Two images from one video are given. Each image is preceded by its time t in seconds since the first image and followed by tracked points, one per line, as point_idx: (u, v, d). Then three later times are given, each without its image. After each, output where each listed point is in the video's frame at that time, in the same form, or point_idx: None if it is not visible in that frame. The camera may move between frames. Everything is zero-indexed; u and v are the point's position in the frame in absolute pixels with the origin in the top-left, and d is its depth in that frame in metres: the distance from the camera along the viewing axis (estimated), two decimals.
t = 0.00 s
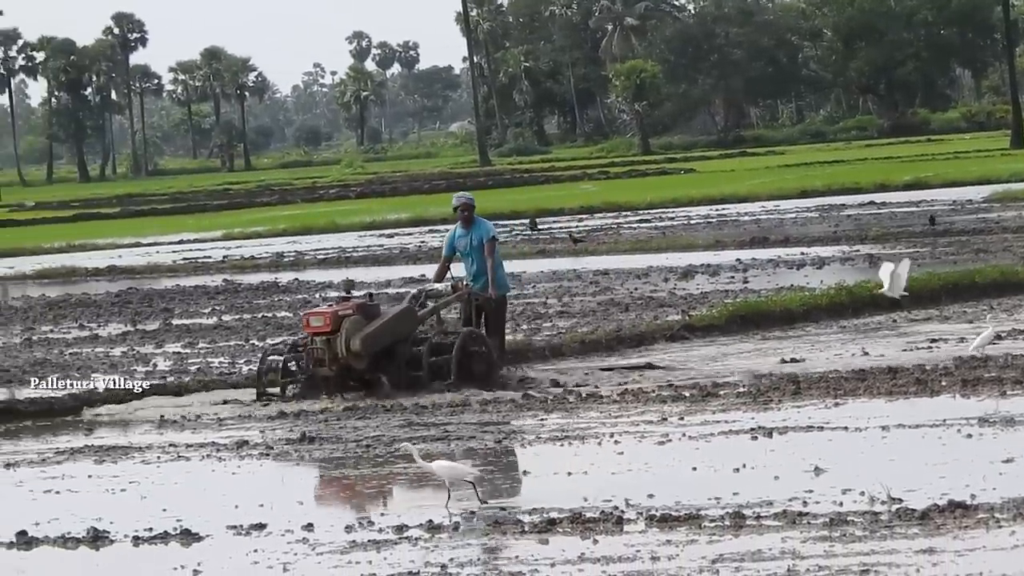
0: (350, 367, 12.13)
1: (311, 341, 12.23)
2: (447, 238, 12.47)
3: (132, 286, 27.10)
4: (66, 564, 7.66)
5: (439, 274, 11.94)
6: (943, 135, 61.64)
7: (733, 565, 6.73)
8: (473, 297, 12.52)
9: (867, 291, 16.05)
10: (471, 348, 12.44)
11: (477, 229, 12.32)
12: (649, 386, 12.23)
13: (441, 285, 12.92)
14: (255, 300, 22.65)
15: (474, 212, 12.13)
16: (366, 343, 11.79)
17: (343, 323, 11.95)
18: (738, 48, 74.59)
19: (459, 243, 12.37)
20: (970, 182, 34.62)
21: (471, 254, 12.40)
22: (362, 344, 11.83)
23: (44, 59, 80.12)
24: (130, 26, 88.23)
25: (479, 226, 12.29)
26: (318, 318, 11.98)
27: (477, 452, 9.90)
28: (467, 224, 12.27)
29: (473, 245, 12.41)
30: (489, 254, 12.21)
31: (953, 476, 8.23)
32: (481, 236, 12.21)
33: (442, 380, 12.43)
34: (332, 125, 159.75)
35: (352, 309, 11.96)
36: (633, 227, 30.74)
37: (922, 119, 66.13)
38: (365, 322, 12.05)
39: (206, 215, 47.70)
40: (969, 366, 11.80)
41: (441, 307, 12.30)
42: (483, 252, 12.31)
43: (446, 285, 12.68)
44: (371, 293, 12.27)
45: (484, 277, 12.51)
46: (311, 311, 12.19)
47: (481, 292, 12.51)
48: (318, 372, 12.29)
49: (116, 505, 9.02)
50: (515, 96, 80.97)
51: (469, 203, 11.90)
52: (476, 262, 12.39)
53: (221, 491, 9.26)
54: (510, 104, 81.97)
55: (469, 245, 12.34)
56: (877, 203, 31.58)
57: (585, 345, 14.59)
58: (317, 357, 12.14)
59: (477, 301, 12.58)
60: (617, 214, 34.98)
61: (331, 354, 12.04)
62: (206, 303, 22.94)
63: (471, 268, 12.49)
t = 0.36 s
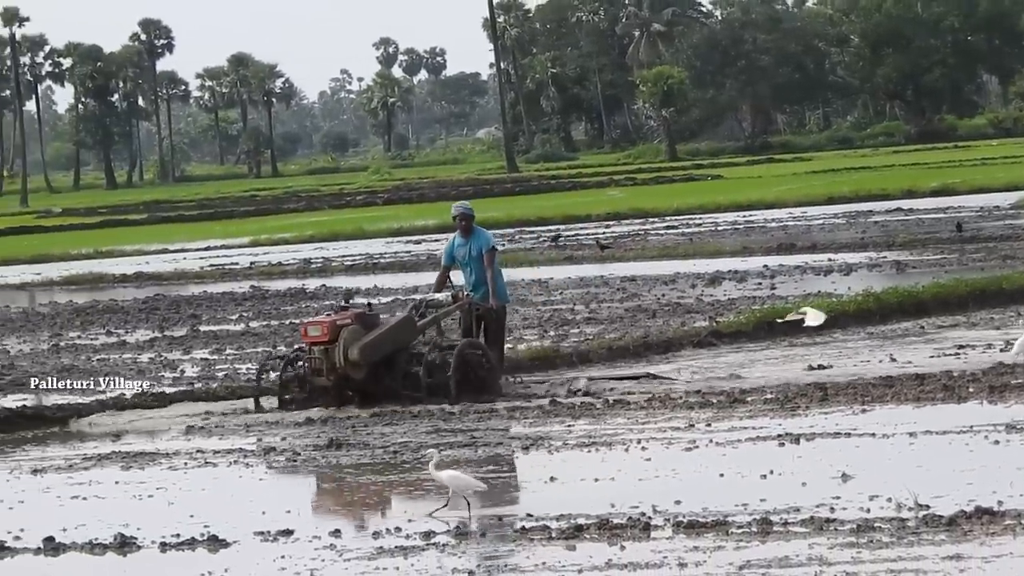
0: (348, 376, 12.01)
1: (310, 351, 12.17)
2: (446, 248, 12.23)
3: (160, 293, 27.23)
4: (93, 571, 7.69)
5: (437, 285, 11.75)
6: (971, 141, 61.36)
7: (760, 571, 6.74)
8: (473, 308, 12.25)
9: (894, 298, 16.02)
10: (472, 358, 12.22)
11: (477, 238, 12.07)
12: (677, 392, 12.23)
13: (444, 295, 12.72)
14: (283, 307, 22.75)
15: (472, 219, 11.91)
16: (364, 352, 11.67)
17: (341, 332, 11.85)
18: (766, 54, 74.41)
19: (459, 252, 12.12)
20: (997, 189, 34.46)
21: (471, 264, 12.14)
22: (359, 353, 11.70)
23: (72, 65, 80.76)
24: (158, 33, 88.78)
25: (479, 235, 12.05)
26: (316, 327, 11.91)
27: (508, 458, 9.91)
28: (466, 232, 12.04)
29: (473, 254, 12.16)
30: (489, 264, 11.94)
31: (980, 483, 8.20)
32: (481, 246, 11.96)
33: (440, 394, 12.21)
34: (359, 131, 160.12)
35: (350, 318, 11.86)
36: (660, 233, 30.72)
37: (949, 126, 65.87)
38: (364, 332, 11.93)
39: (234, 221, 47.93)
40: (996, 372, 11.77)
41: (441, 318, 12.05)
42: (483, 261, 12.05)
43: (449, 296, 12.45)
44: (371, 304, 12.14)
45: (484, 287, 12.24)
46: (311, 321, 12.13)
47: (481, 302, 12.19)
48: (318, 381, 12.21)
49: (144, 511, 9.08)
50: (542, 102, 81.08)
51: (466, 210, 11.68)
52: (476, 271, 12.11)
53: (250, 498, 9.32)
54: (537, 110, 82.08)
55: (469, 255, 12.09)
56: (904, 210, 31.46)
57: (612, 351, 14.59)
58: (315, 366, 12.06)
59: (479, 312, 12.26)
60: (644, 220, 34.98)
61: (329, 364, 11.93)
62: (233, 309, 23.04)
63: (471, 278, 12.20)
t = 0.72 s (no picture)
0: (342, 385, 11.83)
1: (302, 358, 11.95)
2: (440, 256, 12.36)
3: (184, 297, 27.35)
4: (117, 575, 7.73)
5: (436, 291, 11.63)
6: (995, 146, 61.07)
7: None
8: (468, 317, 12.32)
9: (918, 302, 15.99)
10: (466, 366, 12.14)
11: (472, 246, 12.21)
12: (699, 397, 12.24)
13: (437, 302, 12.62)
14: (306, 311, 22.82)
15: (469, 226, 12.06)
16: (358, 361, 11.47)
17: (336, 340, 11.64)
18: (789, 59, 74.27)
19: (455, 259, 12.24)
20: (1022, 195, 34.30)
21: (464, 273, 12.31)
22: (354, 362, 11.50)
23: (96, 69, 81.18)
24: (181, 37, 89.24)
25: (474, 243, 12.20)
26: (309, 335, 11.68)
27: (530, 463, 9.93)
28: (462, 241, 12.18)
29: (467, 263, 12.32)
30: (483, 273, 12.10)
31: (1003, 488, 8.19)
32: (475, 254, 12.11)
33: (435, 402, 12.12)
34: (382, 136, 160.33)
35: (344, 326, 11.65)
36: (683, 238, 30.69)
37: (972, 131, 65.60)
38: (358, 340, 11.73)
39: (257, 225, 48.10)
40: (1020, 378, 11.73)
41: (438, 326, 12.01)
42: (477, 271, 12.23)
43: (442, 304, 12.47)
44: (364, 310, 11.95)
45: (478, 295, 12.37)
46: (302, 327, 11.89)
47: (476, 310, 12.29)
48: (310, 390, 12.02)
49: (167, 515, 9.14)
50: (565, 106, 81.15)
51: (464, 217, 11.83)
52: (471, 278, 12.25)
53: (273, 503, 9.37)
54: (560, 114, 82.13)
55: (464, 262, 12.23)
56: (928, 215, 31.36)
57: (635, 356, 14.60)
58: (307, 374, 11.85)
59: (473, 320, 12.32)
60: (667, 225, 34.95)
61: (321, 372, 11.74)
62: (255, 314, 23.11)
63: (466, 286, 12.33)
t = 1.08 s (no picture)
0: (336, 395, 11.87)
1: (297, 369, 12.00)
2: (434, 264, 12.17)
3: (209, 304, 27.45)
4: None
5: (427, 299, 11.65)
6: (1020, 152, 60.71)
7: None
8: (463, 325, 12.23)
9: (943, 309, 15.93)
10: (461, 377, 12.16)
11: (467, 254, 12.00)
12: (723, 403, 12.23)
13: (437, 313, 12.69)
14: (330, 319, 22.87)
15: (461, 235, 11.84)
16: (351, 369, 11.54)
17: (329, 350, 11.73)
18: (814, 66, 74.10)
19: (448, 268, 12.07)
20: None
21: (459, 280, 12.13)
22: (346, 372, 11.55)
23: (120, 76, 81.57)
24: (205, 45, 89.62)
25: (469, 252, 11.97)
26: (302, 345, 11.76)
27: (555, 470, 9.94)
28: (455, 251, 11.95)
29: (461, 270, 12.13)
30: (476, 282, 11.92)
31: None
32: (469, 263, 11.91)
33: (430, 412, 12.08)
34: (407, 144, 160.49)
35: (337, 335, 11.75)
36: (707, 245, 30.67)
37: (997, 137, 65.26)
38: (352, 349, 11.83)
39: (282, 233, 48.26)
40: None
41: (430, 335, 12.01)
42: (471, 278, 12.03)
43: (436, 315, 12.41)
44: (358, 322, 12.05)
45: (472, 303, 12.26)
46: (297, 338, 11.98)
47: (469, 318, 12.21)
48: (304, 401, 12.05)
49: (192, 523, 9.18)
50: (589, 114, 81.11)
51: (455, 227, 11.62)
52: (464, 287, 12.09)
53: (299, 509, 9.39)
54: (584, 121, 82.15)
55: (457, 271, 12.03)
56: (952, 221, 31.21)
57: (661, 363, 14.58)
58: (301, 386, 11.92)
59: (468, 329, 12.24)
60: (691, 231, 34.88)
61: (315, 382, 11.78)
62: (280, 321, 23.19)
63: (460, 295, 12.20)
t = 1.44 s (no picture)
0: (329, 409, 11.63)
1: (288, 381, 11.71)
2: (422, 278, 12.19)
3: (229, 316, 27.53)
4: None
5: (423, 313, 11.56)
6: None
7: None
8: (454, 340, 12.22)
9: (963, 320, 15.90)
10: (454, 392, 12.10)
11: (455, 268, 12.06)
12: (745, 415, 12.22)
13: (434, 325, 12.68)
14: (351, 330, 22.91)
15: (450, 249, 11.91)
16: (346, 383, 11.33)
17: (324, 361, 11.48)
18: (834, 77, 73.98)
19: (436, 282, 12.11)
20: None
21: (447, 294, 12.19)
22: (342, 384, 11.35)
23: (139, 88, 81.89)
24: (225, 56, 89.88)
25: (457, 266, 12.04)
26: (296, 357, 11.51)
27: (576, 481, 9.95)
28: (444, 264, 11.99)
29: (448, 284, 12.19)
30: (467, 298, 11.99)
31: None
32: (457, 278, 11.99)
33: (424, 427, 12.00)
34: (427, 155, 160.62)
35: (333, 347, 11.51)
36: (727, 256, 30.63)
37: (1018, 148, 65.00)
38: (345, 361, 11.59)
39: (303, 244, 48.39)
40: None
41: (423, 348, 11.88)
42: (460, 293, 12.11)
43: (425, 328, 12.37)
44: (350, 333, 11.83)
45: (461, 318, 12.29)
46: (288, 350, 11.70)
47: (460, 332, 12.20)
48: (295, 415, 11.78)
49: (213, 534, 9.22)
50: (609, 125, 81.14)
51: (445, 241, 11.68)
52: (453, 301, 12.13)
53: (320, 521, 9.41)
54: (604, 133, 82.13)
55: (446, 285, 12.08)
56: (973, 232, 31.12)
57: (681, 375, 14.59)
58: (294, 399, 11.64)
59: (459, 343, 12.22)
60: (712, 243, 34.84)
61: (308, 395, 11.53)
62: (300, 332, 23.24)
63: (448, 309, 12.24)
